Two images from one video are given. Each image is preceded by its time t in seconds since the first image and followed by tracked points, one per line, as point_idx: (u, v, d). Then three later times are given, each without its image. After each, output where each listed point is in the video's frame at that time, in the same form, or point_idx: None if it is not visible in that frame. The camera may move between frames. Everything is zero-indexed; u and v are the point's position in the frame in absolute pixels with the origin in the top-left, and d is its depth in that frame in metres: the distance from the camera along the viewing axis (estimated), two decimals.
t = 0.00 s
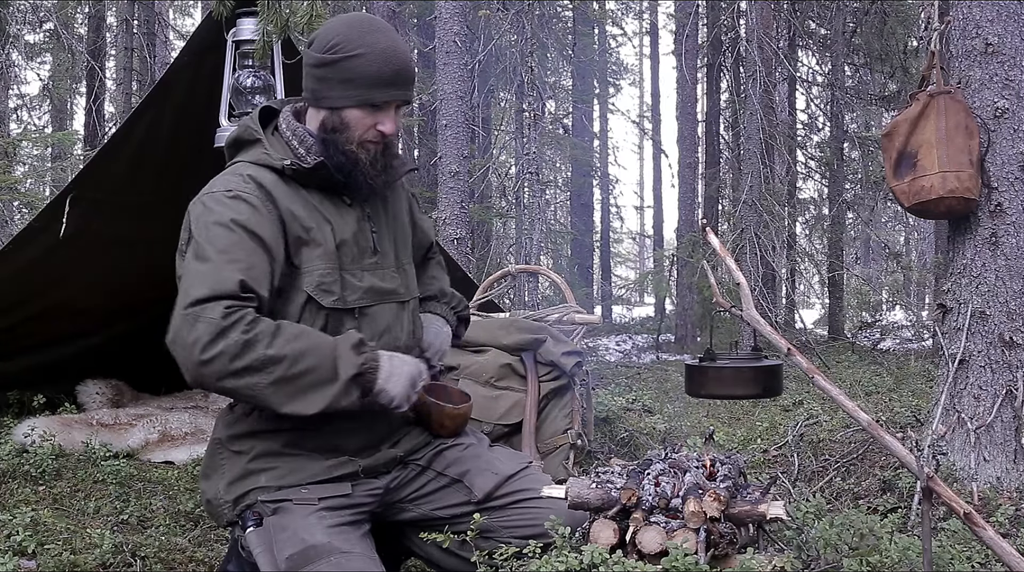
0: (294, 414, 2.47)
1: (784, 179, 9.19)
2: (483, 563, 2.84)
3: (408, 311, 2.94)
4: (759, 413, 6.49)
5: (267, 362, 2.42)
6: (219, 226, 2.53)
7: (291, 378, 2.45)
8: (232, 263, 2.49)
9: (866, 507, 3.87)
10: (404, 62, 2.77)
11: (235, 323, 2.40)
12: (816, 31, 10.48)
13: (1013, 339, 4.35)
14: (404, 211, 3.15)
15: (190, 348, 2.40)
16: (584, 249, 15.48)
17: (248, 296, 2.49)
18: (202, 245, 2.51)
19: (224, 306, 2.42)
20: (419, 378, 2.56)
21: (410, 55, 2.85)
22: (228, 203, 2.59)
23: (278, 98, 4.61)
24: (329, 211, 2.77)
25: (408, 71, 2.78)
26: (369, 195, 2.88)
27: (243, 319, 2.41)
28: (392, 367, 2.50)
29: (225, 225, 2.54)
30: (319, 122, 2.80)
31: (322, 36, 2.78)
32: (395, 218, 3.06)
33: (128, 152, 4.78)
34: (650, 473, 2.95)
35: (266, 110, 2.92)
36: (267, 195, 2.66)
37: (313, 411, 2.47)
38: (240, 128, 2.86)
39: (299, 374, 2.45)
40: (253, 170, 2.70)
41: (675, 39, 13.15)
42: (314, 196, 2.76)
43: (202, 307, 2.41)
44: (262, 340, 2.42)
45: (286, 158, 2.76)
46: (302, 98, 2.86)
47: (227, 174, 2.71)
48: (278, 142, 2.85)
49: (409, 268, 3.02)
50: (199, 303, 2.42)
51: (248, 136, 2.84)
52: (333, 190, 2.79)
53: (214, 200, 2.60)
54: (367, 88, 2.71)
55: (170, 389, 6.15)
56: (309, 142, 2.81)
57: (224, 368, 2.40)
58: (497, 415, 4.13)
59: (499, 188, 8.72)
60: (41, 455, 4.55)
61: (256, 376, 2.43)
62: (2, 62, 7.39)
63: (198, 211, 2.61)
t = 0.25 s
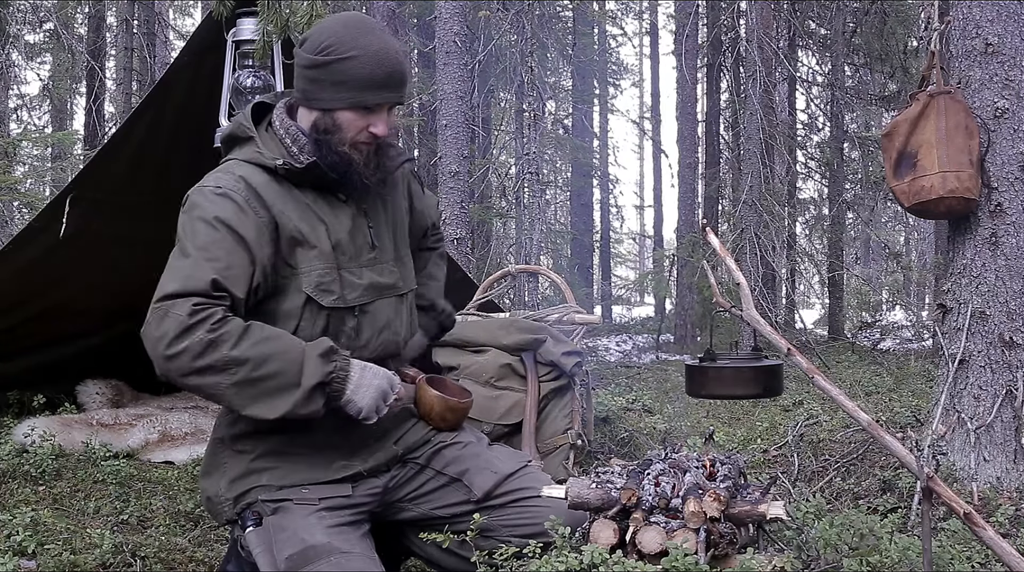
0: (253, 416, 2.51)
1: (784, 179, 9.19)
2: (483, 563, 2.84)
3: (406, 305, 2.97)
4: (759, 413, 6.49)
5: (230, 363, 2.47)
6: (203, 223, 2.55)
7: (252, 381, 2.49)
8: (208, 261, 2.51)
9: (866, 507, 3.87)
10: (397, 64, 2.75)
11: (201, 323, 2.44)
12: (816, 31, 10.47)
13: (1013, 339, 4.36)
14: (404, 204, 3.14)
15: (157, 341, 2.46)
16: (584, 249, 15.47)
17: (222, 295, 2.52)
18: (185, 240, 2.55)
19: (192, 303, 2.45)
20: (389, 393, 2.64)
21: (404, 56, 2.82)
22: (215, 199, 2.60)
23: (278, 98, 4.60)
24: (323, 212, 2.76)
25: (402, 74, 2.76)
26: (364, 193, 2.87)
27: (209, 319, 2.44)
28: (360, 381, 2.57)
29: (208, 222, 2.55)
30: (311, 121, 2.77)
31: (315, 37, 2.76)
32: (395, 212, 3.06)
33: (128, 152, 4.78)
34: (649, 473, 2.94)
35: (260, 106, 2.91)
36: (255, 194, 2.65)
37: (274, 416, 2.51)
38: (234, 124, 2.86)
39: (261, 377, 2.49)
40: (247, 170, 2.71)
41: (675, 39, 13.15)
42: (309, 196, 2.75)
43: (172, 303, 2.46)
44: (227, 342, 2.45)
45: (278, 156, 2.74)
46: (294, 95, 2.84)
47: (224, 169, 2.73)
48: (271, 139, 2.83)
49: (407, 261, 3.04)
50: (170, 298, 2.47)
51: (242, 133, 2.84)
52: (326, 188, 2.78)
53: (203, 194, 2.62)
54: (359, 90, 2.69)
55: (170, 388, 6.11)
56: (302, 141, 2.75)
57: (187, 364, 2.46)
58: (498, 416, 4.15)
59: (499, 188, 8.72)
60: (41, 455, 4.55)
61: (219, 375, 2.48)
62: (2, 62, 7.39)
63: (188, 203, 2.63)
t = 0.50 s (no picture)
0: (255, 423, 2.52)
1: (784, 179, 9.19)
2: (482, 563, 2.83)
3: (409, 307, 2.99)
4: (759, 413, 6.49)
5: (229, 371, 2.48)
6: (198, 232, 2.55)
7: (253, 389, 2.50)
8: (202, 270, 2.50)
9: (866, 507, 3.87)
10: (390, 70, 2.71)
11: (197, 334, 2.45)
12: (816, 31, 10.47)
13: (1013, 339, 4.36)
14: (405, 205, 3.15)
15: (155, 354, 2.49)
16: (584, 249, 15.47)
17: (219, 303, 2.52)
18: (180, 250, 2.55)
19: (187, 314, 2.46)
20: (391, 393, 2.62)
21: (398, 61, 2.78)
22: (210, 207, 2.59)
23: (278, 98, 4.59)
24: (321, 216, 2.77)
25: (395, 80, 2.72)
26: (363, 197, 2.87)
27: (206, 329, 2.45)
28: (361, 383, 2.56)
29: (203, 231, 2.55)
30: (306, 127, 2.76)
31: (308, 42, 2.73)
32: (397, 213, 3.07)
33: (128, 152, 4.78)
34: (649, 473, 2.94)
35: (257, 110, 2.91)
36: (251, 200, 2.64)
37: (276, 422, 2.52)
38: (233, 127, 2.85)
39: (261, 384, 2.50)
40: (247, 176, 2.70)
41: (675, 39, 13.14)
42: (308, 201, 2.76)
43: (168, 315, 2.47)
44: (225, 351, 2.46)
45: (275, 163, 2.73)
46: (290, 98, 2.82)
47: (220, 174, 2.72)
48: (268, 144, 2.83)
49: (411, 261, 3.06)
50: (167, 310, 2.48)
51: (240, 137, 2.84)
52: (326, 193, 2.79)
53: (199, 202, 2.62)
54: (351, 98, 2.66)
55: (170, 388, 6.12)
56: (298, 146, 2.76)
57: (186, 376, 2.48)
58: (497, 416, 4.19)
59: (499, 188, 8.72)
60: (41, 455, 4.56)
61: (219, 384, 2.49)
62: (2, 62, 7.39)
63: (184, 211, 2.63)
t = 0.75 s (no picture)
0: (257, 432, 2.53)
1: (784, 179, 9.19)
2: (483, 563, 2.83)
3: (412, 315, 2.96)
4: (759, 413, 6.49)
5: (230, 382, 2.49)
6: (196, 241, 2.55)
7: (255, 399, 2.51)
8: (201, 281, 2.51)
9: (866, 507, 3.87)
10: (390, 79, 2.68)
11: (198, 344, 2.46)
12: (816, 31, 10.47)
13: (1013, 339, 4.36)
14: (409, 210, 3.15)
15: (157, 367, 2.49)
16: (584, 248, 15.48)
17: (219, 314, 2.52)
18: (179, 260, 2.55)
19: (188, 325, 2.47)
20: (393, 401, 2.64)
21: (399, 68, 2.75)
22: (209, 216, 2.59)
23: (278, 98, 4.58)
24: (321, 224, 2.77)
25: (394, 88, 2.69)
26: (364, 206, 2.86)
27: (206, 340, 2.46)
28: (363, 390, 2.57)
29: (201, 240, 2.55)
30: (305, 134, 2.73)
31: (307, 49, 2.70)
32: (401, 220, 3.07)
33: (129, 152, 4.78)
34: (649, 473, 2.94)
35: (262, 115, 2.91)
36: (250, 208, 2.65)
37: (277, 431, 2.53)
38: (238, 132, 2.86)
39: (262, 394, 2.51)
40: (248, 183, 2.71)
41: (675, 39, 13.13)
42: (308, 209, 2.76)
43: (168, 326, 2.48)
44: (225, 362, 2.47)
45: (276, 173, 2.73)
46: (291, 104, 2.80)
47: (219, 181, 2.72)
48: (270, 150, 2.83)
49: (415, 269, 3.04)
50: (166, 322, 2.48)
51: (244, 142, 2.85)
52: (326, 202, 2.79)
53: (197, 211, 2.62)
54: (350, 107, 2.63)
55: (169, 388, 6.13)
56: (297, 153, 2.75)
57: (188, 387, 2.48)
58: (497, 415, 4.17)
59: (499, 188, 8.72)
60: (41, 455, 4.56)
61: (220, 395, 2.50)
62: (2, 62, 7.39)
63: (181, 220, 2.63)
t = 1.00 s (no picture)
0: (256, 437, 2.53)
1: (784, 179, 9.19)
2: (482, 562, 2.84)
3: (405, 314, 2.98)
4: (759, 413, 6.49)
5: (228, 387, 2.49)
6: (192, 244, 2.54)
7: (253, 403, 2.51)
8: (197, 285, 2.51)
9: (866, 507, 3.87)
10: (392, 77, 2.70)
11: (195, 349, 2.46)
12: (816, 31, 10.46)
13: (1013, 339, 4.35)
14: (400, 209, 3.16)
15: (154, 371, 2.49)
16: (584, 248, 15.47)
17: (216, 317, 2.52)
18: (175, 264, 2.54)
19: (185, 330, 2.47)
20: (391, 407, 2.63)
21: (401, 67, 2.76)
22: (205, 219, 2.59)
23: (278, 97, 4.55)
24: (316, 223, 2.77)
25: (397, 86, 2.70)
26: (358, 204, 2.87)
27: (204, 345, 2.46)
28: (360, 396, 2.57)
29: (198, 244, 2.54)
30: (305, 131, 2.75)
31: (311, 46, 2.72)
32: (392, 219, 3.09)
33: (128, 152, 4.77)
34: (649, 473, 2.94)
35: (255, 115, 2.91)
36: (245, 210, 2.64)
37: (276, 436, 2.53)
38: (231, 132, 2.85)
39: (260, 399, 2.51)
40: (244, 183, 2.71)
41: (675, 39, 13.13)
42: (304, 208, 2.76)
43: (166, 331, 2.48)
44: (223, 367, 2.47)
45: (271, 170, 2.73)
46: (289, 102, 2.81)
47: (214, 183, 2.71)
48: (264, 149, 2.82)
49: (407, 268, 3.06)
50: (164, 327, 2.49)
51: (237, 142, 2.83)
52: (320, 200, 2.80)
53: (191, 214, 2.61)
54: (352, 104, 2.65)
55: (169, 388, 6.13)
56: (295, 151, 2.75)
57: (186, 392, 2.49)
58: (497, 415, 4.18)
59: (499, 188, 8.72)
60: (41, 455, 4.56)
61: (219, 400, 2.51)
62: (2, 62, 7.38)
63: (176, 223, 2.62)
